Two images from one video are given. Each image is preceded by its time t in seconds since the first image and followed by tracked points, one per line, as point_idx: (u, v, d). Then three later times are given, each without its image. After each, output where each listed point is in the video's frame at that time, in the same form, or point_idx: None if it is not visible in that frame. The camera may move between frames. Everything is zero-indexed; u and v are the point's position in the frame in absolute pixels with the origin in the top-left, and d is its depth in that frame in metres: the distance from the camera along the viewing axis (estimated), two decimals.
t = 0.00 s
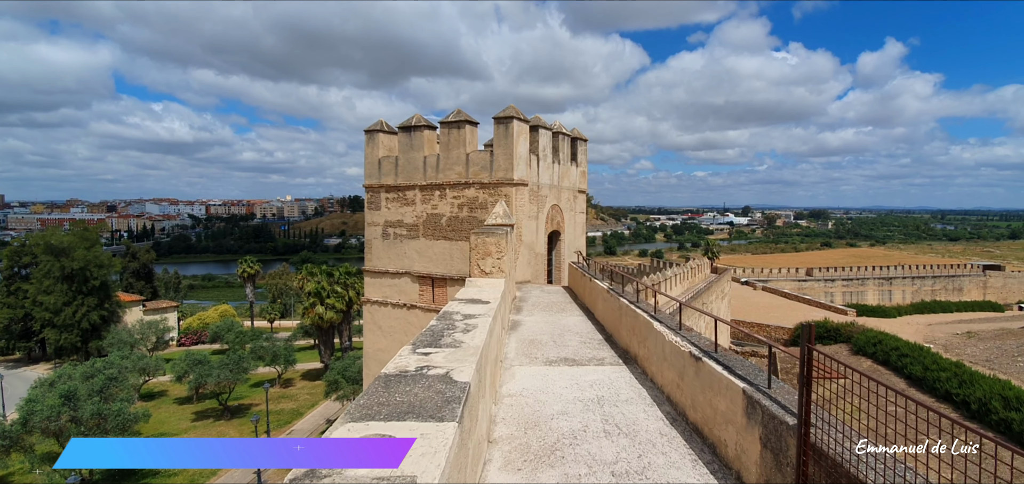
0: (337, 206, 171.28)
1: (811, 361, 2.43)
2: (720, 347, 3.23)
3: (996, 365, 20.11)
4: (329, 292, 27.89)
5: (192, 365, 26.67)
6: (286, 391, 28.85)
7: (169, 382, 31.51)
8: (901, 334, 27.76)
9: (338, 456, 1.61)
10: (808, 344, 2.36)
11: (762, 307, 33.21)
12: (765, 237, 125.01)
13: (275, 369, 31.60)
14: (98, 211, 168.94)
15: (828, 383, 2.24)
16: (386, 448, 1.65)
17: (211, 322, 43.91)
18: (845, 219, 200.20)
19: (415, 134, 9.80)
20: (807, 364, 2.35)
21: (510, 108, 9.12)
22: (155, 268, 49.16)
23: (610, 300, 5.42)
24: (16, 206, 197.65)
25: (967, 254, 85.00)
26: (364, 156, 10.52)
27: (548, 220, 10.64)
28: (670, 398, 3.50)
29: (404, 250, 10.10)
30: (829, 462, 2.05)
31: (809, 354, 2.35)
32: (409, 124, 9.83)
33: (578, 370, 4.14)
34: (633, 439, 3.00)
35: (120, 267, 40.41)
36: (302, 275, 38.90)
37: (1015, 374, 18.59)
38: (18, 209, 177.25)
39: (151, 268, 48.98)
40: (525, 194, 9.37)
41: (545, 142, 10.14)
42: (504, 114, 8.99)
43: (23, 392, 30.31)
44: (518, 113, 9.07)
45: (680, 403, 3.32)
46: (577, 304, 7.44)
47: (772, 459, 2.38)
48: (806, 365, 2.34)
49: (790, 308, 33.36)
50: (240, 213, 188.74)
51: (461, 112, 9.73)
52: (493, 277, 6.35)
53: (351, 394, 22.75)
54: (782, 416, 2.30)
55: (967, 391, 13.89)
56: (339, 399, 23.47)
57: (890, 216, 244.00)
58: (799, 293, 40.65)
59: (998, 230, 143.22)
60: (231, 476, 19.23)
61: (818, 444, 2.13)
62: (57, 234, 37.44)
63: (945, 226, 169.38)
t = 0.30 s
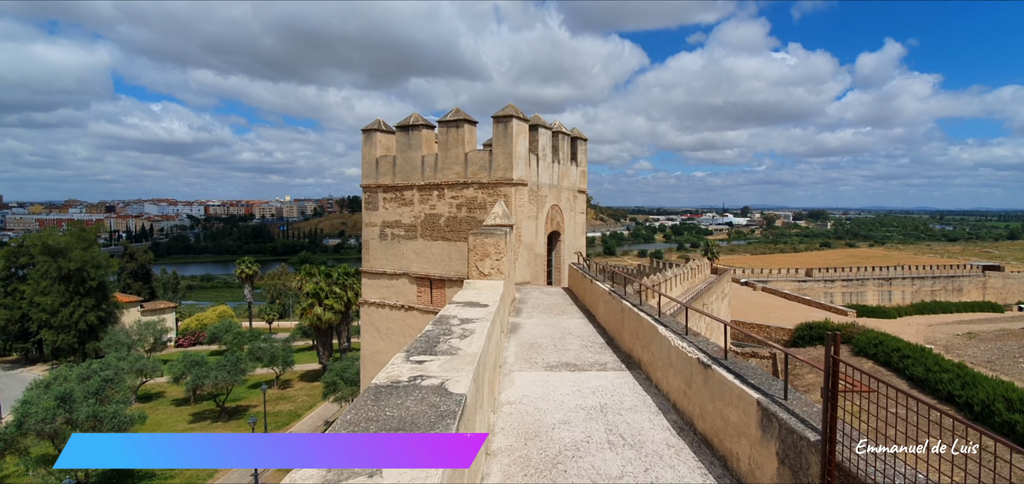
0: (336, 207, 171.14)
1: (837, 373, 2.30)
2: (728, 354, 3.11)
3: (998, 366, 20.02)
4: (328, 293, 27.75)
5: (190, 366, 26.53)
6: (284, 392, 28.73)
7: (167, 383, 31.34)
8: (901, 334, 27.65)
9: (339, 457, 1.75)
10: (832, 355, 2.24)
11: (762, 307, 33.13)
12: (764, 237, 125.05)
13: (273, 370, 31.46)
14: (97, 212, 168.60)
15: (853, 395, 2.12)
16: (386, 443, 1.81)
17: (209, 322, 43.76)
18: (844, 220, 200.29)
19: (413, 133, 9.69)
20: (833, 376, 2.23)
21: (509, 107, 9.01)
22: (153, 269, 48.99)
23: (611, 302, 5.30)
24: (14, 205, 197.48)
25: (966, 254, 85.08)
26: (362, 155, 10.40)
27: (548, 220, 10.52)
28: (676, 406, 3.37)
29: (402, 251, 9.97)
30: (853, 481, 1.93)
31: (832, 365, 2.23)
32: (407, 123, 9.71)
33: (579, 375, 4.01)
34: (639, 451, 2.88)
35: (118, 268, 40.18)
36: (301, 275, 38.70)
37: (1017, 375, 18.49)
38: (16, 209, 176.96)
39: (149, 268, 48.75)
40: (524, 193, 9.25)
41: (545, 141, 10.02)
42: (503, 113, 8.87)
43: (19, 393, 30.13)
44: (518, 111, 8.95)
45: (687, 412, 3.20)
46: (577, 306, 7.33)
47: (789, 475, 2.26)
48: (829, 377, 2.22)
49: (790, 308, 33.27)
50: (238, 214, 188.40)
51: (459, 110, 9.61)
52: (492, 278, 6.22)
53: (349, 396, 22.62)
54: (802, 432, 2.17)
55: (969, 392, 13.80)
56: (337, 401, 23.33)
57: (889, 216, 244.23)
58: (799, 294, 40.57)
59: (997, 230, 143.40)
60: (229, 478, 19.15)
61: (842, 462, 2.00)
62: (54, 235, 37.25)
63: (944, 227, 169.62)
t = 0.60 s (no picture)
0: (335, 208, 170.90)
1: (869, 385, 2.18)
2: (740, 360, 2.99)
3: (999, 367, 19.95)
4: (326, 294, 27.60)
5: (187, 368, 26.36)
6: (283, 394, 28.59)
7: (164, 384, 31.16)
8: (902, 335, 27.55)
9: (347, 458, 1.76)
10: (865, 365, 2.12)
11: (763, 308, 33.02)
12: (763, 238, 125.06)
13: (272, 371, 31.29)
14: (95, 212, 168.24)
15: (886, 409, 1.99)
16: (389, 442, 1.83)
17: (207, 323, 43.56)
18: (843, 220, 200.45)
19: (411, 132, 9.56)
20: (864, 390, 2.11)
21: (509, 105, 8.88)
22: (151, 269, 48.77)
23: (615, 304, 5.18)
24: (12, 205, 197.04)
25: (965, 254, 85.17)
26: (360, 154, 10.27)
27: (548, 220, 10.40)
28: (685, 414, 3.25)
29: (400, 251, 9.84)
30: None
31: (866, 376, 2.08)
32: (405, 123, 9.59)
33: (582, 381, 3.89)
34: (648, 463, 2.75)
35: (115, 269, 39.97)
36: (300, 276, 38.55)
37: (1019, 376, 18.40)
38: (14, 209, 176.48)
39: (147, 269, 48.53)
40: (524, 193, 9.13)
41: (545, 140, 9.90)
42: (503, 112, 8.75)
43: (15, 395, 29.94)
44: (518, 110, 8.83)
45: (697, 421, 3.08)
46: (579, 308, 7.20)
47: None
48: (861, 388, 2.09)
49: (790, 309, 33.17)
50: (237, 214, 188.07)
51: (459, 109, 9.48)
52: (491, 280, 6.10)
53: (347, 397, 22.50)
54: (830, 447, 2.02)
55: (973, 394, 13.72)
56: (336, 403, 23.19)
57: (888, 217, 244.38)
58: (799, 294, 40.48)
59: (995, 230, 143.76)
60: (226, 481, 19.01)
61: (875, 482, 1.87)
62: (52, 235, 37.05)
63: (943, 227, 169.83)
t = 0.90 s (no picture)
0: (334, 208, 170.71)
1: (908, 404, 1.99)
2: (754, 370, 2.89)
3: (1002, 369, 19.87)
4: (325, 295, 27.44)
5: (184, 369, 26.20)
6: (281, 395, 28.44)
7: (162, 386, 30.98)
8: (903, 337, 27.46)
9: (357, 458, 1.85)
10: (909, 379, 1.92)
11: (763, 309, 32.92)
12: (763, 238, 125.04)
13: (270, 373, 31.12)
14: (95, 213, 168.01)
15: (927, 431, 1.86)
16: (392, 441, 1.90)
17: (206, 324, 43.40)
18: (842, 221, 200.65)
19: (410, 132, 9.44)
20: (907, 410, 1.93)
21: (509, 105, 8.76)
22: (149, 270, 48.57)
23: (618, 308, 5.06)
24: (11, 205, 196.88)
25: (965, 255, 85.24)
26: (358, 155, 10.15)
27: (548, 221, 10.27)
28: (695, 425, 3.14)
29: (399, 253, 9.71)
30: None
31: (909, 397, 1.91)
32: (404, 122, 9.46)
33: (587, 388, 3.78)
34: (659, 478, 2.63)
35: (113, 269, 39.77)
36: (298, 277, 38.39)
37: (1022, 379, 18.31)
38: (13, 209, 176.46)
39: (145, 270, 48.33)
40: (525, 194, 9.00)
41: (545, 141, 9.78)
42: (503, 111, 8.63)
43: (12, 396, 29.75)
44: (518, 110, 8.71)
45: (709, 432, 2.97)
46: (581, 311, 7.07)
47: None
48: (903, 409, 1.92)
49: (790, 310, 33.07)
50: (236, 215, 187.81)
51: (458, 109, 9.36)
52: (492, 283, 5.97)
53: (346, 398, 22.36)
54: (861, 469, 1.91)
55: (976, 396, 13.64)
56: (334, 405, 23.05)
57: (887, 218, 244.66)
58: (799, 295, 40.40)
59: (994, 231, 144.06)
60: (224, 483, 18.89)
61: None
62: (49, 236, 36.88)
63: (941, 228, 170.03)
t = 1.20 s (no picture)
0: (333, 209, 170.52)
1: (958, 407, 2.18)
2: (766, 376, 2.77)
3: (1002, 370, 19.84)
4: (322, 296, 27.28)
5: (181, 371, 26.02)
6: (279, 397, 28.30)
7: (159, 387, 30.81)
8: (903, 338, 27.42)
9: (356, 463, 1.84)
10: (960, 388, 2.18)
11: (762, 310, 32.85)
12: (762, 239, 125.01)
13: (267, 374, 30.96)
14: (93, 214, 167.66)
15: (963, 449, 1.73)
16: (395, 438, 1.91)
17: (203, 325, 43.24)
18: (840, 222, 200.92)
19: (408, 131, 9.31)
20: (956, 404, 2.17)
21: (508, 103, 8.64)
22: (146, 271, 48.36)
23: (620, 309, 4.94)
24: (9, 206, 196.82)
25: (963, 256, 85.34)
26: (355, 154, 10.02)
27: (548, 221, 10.14)
28: (705, 434, 3.00)
29: (396, 253, 9.58)
30: None
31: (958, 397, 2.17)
32: (402, 121, 9.33)
33: (590, 394, 3.66)
34: None
35: (110, 270, 39.57)
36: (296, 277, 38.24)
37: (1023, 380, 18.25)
38: (13, 211, 176.71)
39: (142, 271, 48.12)
40: (524, 194, 8.88)
41: (545, 140, 9.65)
42: (502, 110, 8.51)
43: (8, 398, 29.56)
44: (517, 108, 8.59)
45: (719, 442, 2.85)
46: (581, 313, 6.95)
47: None
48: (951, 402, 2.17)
49: (790, 311, 33.02)
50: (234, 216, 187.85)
51: (456, 108, 9.25)
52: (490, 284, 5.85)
53: (344, 400, 22.22)
54: None
55: (978, 398, 13.59)
56: (332, 406, 22.93)
57: (886, 219, 245.16)
58: (798, 296, 40.34)
59: (992, 231, 144.50)
60: None
61: None
62: (46, 236, 36.70)
63: (940, 230, 170.19)
